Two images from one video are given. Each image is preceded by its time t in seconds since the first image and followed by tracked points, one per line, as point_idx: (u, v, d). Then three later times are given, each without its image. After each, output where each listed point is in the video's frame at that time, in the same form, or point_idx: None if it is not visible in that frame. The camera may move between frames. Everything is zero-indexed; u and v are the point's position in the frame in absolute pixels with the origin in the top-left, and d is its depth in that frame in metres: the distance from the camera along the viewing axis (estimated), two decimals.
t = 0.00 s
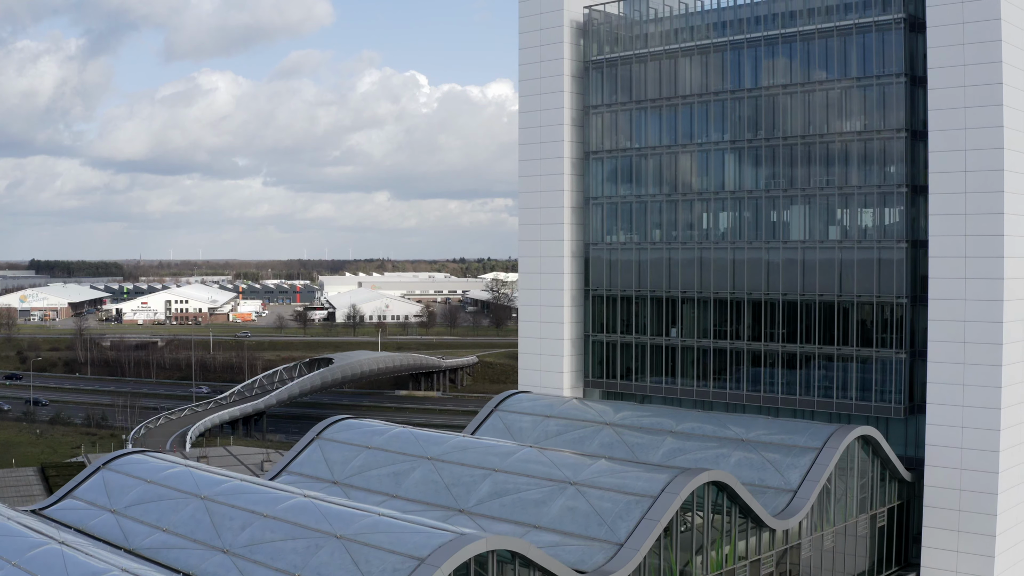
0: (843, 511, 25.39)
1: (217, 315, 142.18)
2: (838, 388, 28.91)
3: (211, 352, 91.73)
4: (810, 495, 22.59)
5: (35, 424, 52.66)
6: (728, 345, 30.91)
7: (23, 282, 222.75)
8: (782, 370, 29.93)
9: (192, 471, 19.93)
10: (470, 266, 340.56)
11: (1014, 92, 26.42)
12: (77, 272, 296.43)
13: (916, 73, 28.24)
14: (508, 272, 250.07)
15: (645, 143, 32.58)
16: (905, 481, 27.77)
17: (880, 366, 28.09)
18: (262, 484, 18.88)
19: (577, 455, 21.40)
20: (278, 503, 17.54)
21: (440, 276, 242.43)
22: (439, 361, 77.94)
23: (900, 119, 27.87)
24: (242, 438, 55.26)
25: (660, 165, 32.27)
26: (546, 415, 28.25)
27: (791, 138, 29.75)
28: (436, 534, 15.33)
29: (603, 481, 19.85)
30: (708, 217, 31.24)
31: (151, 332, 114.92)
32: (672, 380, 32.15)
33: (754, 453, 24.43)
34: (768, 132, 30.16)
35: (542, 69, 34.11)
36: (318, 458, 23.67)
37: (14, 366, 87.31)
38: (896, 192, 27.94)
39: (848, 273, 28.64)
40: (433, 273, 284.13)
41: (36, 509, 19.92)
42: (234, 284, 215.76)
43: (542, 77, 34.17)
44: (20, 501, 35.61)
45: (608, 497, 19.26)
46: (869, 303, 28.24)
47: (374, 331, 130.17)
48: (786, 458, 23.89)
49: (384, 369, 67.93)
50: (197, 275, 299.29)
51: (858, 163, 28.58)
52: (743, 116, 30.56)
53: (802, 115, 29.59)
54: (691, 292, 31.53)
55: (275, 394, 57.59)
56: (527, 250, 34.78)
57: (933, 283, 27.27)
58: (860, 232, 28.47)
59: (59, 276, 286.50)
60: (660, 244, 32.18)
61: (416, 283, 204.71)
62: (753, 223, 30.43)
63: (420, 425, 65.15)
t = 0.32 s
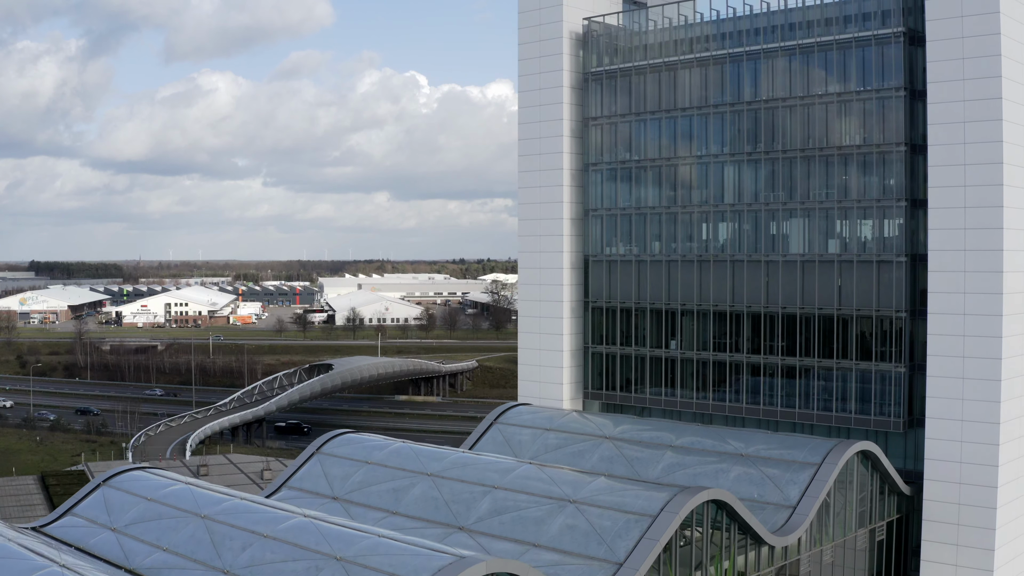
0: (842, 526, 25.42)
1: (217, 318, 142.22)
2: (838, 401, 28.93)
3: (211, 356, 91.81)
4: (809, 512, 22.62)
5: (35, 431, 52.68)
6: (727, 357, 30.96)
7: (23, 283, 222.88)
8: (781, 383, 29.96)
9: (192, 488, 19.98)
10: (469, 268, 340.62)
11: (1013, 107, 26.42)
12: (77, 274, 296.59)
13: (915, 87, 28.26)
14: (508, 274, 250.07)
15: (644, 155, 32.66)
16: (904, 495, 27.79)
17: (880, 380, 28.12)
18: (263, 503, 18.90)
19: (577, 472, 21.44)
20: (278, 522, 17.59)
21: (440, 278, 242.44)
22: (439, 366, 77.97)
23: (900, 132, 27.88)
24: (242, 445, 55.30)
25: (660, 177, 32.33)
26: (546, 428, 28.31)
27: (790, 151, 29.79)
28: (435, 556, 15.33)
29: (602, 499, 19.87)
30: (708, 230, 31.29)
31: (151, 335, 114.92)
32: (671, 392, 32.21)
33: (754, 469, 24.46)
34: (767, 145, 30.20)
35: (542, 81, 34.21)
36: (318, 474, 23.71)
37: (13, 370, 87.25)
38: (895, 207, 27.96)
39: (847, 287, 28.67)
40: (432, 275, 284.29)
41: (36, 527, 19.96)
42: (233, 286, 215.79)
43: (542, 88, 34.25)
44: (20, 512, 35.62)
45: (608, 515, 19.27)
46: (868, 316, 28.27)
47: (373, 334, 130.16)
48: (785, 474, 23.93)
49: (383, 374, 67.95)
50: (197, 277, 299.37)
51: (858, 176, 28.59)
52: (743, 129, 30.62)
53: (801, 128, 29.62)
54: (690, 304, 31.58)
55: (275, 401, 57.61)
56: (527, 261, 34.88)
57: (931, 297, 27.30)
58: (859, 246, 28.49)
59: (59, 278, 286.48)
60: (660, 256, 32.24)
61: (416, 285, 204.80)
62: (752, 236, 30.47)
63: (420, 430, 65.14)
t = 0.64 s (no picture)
0: (841, 541, 25.44)
1: (217, 321, 142.24)
2: (837, 415, 28.96)
3: (211, 360, 91.86)
4: (808, 527, 22.55)
5: (35, 437, 52.73)
6: (726, 369, 31.01)
7: (22, 285, 222.78)
8: (780, 396, 30.00)
9: (193, 506, 20.02)
10: (469, 270, 340.65)
11: (1013, 121, 26.41)
12: (77, 275, 296.59)
13: (915, 100, 28.26)
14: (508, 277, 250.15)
15: (643, 166, 32.74)
16: (903, 508, 27.83)
17: (879, 394, 28.16)
18: (263, 521, 18.93)
19: (577, 489, 21.44)
20: (278, 542, 17.61)
21: (440, 280, 242.59)
22: (439, 371, 77.98)
23: (899, 146, 27.88)
24: (242, 451, 55.32)
25: (659, 189, 32.40)
26: (545, 441, 28.36)
27: (790, 165, 29.82)
28: None
29: (601, 516, 19.84)
30: (707, 243, 31.33)
31: (151, 339, 114.91)
32: (671, 404, 32.28)
33: (753, 484, 24.45)
34: (767, 158, 30.23)
35: (541, 92, 34.30)
36: (318, 488, 23.77)
37: (12, 375, 87.24)
38: (893, 222, 27.98)
39: (846, 301, 28.70)
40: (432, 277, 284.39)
41: (36, 543, 20.01)
42: (233, 288, 215.80)
43: (541, 99, 34.32)
44: (20, 521, 35.61)
45: (607, 533, 19.24)
46: (867, 330, 28.29)
47: (374, 337, 130.15)
48: (785, 489, 23.92)
49: (383, 379, 67.96)
50: (196, 278, 299.25)
51: (857, 189, 28.60)
52: (743, 141, 30.65)
53: (802, 140, 29.62)
54: (689, 316, 31.65)
55: (275, 407, 57.65)
56: (526, 272, 34.99)
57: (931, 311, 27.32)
58: (858, 259, 28.51)
59: (58, 279, 286.42)
60: (658, 267, 32.32)
61: (416, 288, 204.94)
62: (752, 248, 30.50)
63: (420, 435, 65.10)
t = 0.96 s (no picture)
0: (841, 554, 25.46)
1: (217, 323, 142.32)
2: (837, 427, 28.98)
3: (211, 363, 91.94)
4: (807, 542, 22.51)
5: (35, 443, 52.76)
6: (726, 382, 31.05)
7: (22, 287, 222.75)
8: (779, 409, 30.03)
9: (192, 522, 20.04)
10: (469, 271, 340.76)
11: (1013, 135, 26.44)
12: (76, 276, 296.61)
13: (914, 113, 28.29)
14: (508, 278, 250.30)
15: (643, 177, 32.78)
16: (902, 521, 27.85)
17: (877, 407, 28.20)
18: (263, 539, 18.95)
19: (576, 505, 21.44)
20: (278, 560, 17.63)
21: (440, 281, 242.72)
22: (439, 375, 78.05)
23: (898, 160, 27.91)
24: (241, 458, 55.35)
25: (658, 201, 32.44)
26: (545, 453, 28.40)
27: (789, 177, 29.86)
28: None
29: (600, 534, 19.84)
30: (706, 254, 31.38)
31: (151, 342, 114.91)
32: (671, 415, 32.34)
33: (752, 498, 24.46)
34: (766, 170, 30.27)
35: (539, 102, 34.34)
36: (318, 502, 23.80)
37: (11, 378, 87.28)
38: (893, 235, 27.99)
39: (845, 314, 28.72)
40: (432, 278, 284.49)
41: (36, 560, 20.03)
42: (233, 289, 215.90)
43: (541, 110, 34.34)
44: (20, 530, 35.62)
45: (606, 551, 19.21)
46: (867, 343, 28.31)
47: (373, 340, 130.22)
48: (784, 503, 23.93)
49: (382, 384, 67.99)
50: (196, 279, 299.28)
51: (856, 203, 28.63)
52: (742, 152, 30.68)
53: (802, 152, 29.64)
54: (689, 328, 31.70)
55: (275, 413, 57.67)
56: (526, 283, 35.06)
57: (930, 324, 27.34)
58: (857, 272, 28.52)
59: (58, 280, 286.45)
60: (658, 279, 32.39)
61: (416, 289, 205.10)
62: (751, 260, 30.54)
63: (419, 440, 65.13)
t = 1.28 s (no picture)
0: (840, 568, 25.47)
1: (216, 325, 142.37)
2: (836, 440, 29.00)
3: (211, 367, 92.01)
4: (806, 558, 22.50)
5: (35, 449, 52.82)
6: (725, 394, 31.10)
7: (21, 288, 222.50)
8: (778, 422, 30.06)
9: (193, 539, 20.07)
10: (469, 272, 340.82)
11: (1013, 149, 26.47)
12: (76, 277, 296.61)
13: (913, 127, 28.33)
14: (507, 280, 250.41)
15: (642, 189, 32.82)
16: (901, 535, 27.87)
17: (876, 420, 28.23)
18: (263, 556, 18.97)
19: (575, 522, 21.44)
20: None
21: (439, 283, 242.88)
22: (439, 380, 78.12)
23: (898, 173, 27.91)
24: (241, 464, 55.37)
25: (657, 213, 32.50)
26: (544, 466, 28.45)
27: (789, 190, 29.89)
28: None
29: (600, 551, 19.84)
30: (706, 266, 31.41)
31: (150, 345, 114.96)
32: (670, 426, 32.38)
33: (751, 512, 24.46)
34: (765, 183, 30.30)
35: (539, 113, 34.38)
36: (318, 517, 23.84)
37: (11, 382, 87.30)
38: (892, 249, 27.99)
39: (844, 327, 28.75)
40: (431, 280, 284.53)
41: None
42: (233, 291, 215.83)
43: (541, 120, 34.36)
44: (20, 540, 35.64)
45: (606, 569, 19.19)
46: (866, 356, 28.33)
47: (373, 343, 130.27)
48: (783, 518, 23.92)
49: (382, 389, 68.01)
50: (196, 281, 299.22)
51: (856, 216, 28.66)
52: (741, 165, 30.73)
53: (802, 165, 29.66)
54: (688, 340, 31.75)
55: (274, 419, 57.68)
56: (525, 293, 35.14)
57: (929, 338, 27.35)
58: (856, 286, 28.54)
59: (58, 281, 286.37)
60: (656, 290, 32.46)
61: (416, 291, 205.26)
62: (751, 272, 30.57)
63: (420, 446, 65.14)
